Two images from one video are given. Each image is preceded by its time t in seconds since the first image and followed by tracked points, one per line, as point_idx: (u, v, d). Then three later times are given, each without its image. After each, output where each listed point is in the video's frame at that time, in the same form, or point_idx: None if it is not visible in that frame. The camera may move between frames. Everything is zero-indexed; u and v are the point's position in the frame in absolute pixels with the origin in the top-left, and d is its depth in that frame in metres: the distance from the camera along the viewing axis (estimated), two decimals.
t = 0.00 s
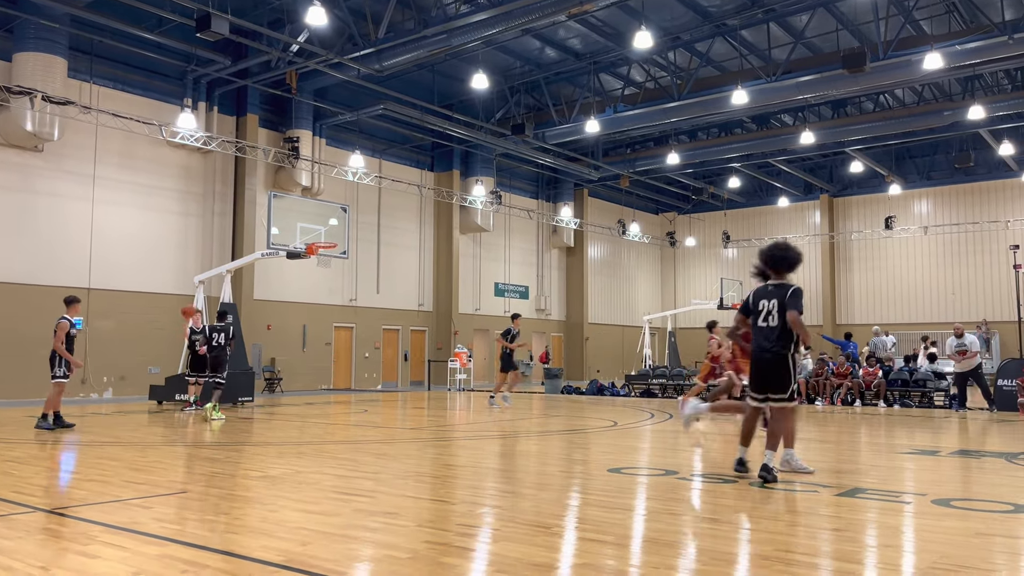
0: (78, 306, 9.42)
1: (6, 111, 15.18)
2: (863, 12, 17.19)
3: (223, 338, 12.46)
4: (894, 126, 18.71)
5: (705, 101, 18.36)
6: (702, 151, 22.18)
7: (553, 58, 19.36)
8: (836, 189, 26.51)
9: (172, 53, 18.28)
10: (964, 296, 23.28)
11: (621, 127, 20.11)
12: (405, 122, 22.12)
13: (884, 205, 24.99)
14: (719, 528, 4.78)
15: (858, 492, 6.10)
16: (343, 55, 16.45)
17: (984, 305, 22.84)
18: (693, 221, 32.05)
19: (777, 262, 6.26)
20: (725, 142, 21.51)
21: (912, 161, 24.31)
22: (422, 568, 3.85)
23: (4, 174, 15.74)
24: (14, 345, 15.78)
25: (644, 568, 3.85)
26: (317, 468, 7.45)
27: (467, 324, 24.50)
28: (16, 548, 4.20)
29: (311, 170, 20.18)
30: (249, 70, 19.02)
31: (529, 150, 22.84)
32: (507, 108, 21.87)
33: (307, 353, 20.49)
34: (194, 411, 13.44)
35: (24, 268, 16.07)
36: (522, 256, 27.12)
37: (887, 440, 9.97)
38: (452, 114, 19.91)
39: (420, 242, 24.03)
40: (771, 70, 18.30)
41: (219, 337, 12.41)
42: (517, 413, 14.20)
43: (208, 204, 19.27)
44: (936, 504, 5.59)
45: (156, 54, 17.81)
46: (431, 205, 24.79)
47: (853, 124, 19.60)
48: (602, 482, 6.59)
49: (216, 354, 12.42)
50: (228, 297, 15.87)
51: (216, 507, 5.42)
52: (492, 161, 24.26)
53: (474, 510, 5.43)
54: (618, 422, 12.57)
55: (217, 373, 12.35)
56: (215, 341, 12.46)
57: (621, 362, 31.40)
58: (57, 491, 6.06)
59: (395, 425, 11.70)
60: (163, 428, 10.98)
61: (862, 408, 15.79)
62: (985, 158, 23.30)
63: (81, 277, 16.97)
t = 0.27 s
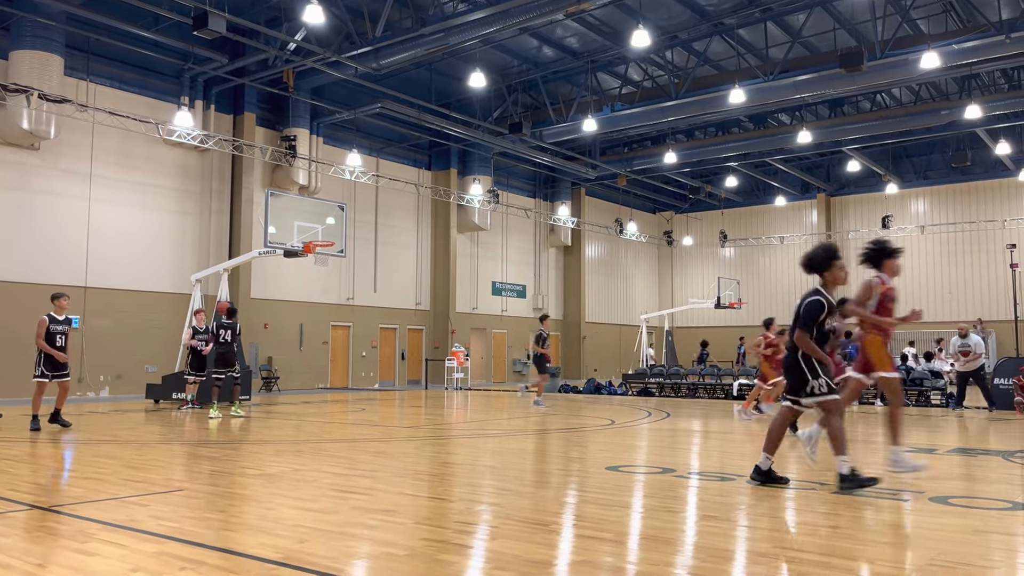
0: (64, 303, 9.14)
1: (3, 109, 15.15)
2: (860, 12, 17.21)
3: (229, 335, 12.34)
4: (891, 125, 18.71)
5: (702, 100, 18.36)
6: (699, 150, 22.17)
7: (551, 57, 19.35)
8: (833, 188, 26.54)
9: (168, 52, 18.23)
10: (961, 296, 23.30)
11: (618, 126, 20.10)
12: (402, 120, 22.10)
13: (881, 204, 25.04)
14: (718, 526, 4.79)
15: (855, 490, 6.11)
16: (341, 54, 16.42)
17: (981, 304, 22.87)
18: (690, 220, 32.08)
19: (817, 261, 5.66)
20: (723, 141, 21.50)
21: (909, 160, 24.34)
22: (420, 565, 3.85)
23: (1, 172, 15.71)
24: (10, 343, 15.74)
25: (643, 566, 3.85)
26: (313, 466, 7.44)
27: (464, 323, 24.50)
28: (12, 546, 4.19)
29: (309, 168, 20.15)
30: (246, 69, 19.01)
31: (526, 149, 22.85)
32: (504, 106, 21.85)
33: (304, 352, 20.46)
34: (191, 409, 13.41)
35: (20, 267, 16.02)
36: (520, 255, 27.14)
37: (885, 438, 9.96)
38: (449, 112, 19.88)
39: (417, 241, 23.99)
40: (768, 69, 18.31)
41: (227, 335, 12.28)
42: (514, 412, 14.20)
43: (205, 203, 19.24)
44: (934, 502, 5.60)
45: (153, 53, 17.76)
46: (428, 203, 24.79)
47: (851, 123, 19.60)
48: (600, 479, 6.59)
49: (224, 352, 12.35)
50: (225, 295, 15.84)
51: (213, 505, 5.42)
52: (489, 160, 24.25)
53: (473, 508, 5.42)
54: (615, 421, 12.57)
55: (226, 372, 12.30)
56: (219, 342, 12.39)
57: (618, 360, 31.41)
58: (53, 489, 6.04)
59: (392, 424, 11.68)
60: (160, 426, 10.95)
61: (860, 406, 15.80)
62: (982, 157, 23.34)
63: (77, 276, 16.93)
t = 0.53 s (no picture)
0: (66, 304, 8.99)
1: (2, 108, 15.15)
2: (859, 11, 17.22)
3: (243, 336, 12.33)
4: (890, 124, 18.71)
5: (701, 99, 18.37)
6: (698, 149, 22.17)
7: (550, 57, 19.36)
8: (832, 188, 26.56)
9: (168, 51, 18.22)
10: (959, 295, 23.31)
11: (618, 126, 20.11)
12: (401, 120, 22.11)
13: (880, 204, 25.07)
14: (718, 524, 4.80)
15: (855, 488, 6.12)
16: (340, 53, 16.41)
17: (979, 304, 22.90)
18: (689, 219, 32.11)
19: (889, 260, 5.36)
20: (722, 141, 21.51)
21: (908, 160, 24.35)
22: (420, 564, 3.85)
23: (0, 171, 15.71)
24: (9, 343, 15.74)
25: (642, 564, 3.85)
26: (313, 464, 7.45)
27: (463, 322, 24.51)
28: (12, 544, 4.19)
29: (308, 167, 20.15)
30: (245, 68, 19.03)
31: (525, 148, 22.87)
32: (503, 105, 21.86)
33: (303, 352, 20.48)
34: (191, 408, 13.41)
35: (19, 266, 16.01)
36: (519, 254, 27.16)
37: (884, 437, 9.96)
38: (448, 111, 19.88)
39: (416, 240, 24.00)
40: (768, 69, 18.31)
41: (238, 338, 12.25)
42: (513, 411, 14.21)
43: (204, 202, 19.24)
44: (933, 500, 5.61)
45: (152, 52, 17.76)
46: (427, 202, 24.81)
47: (850, 123, 19.62)
48: (600, 478, 6.60)
49: (237, 354, 12.36)
50: (224, 294, 15.84)
51: (213, 504, 5.42)
52: (488, 159, 24.26)
53: (473, 507, 5.43)
54: (615, 420, 12.58)
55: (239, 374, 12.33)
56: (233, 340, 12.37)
57: (617, 360, 31.42)
58: (52, 488, 6.05)
59: (392, 423, 11.67)
60: (159, 425, 10.96)
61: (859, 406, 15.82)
62: (980, 156, 23.36)
63: (76, 275, 16.93)
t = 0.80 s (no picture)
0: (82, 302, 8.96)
1: (1, 107, 15.13)
2: (858, 11, 17.22)
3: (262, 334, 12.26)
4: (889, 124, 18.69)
5: (700, 99, 18.37)
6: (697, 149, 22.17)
7: (550, 56, 19.36)
8: (832, 188, 26.58)
9: (167, 51, 18.20)
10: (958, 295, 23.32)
11: (617, 125, 20.11)
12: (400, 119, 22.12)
13: (879, 203, 25.09)
14: (717, 522, 4.80)
15: (854, 487, 6.13)
16: (340, 52, 16.39)
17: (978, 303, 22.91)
18: (689, 219, 32.12)
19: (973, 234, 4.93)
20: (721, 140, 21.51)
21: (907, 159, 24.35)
22: (420, 562, 3.85)
23: None
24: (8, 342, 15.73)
25: (641, 563, 3.85)
26: (313, 464, 7.45)
27: (463, 322, 24.51)
28: (11, 543, 4.19)
29: (307, 167, 20.14)
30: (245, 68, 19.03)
31: (525, 148, 22.87)
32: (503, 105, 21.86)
33: (303, 351, 20.49)
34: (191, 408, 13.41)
35: (18, 266, 15.99)
36: (518, 254, 27.16)
37: (884, 436, 9.95)
38: (448, 111, 19.87)
39: (415, 239, 24.00)
40: (767, 68, 18.31)
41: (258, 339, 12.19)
42: (512, 411, 14.21)
43: (204, 202, 19.23)
44: (933, 498, 5.61)
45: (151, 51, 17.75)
46: (426, 202, 24.82)
47: (849, 122, 19.62)
48: (599, 477, 6.60)
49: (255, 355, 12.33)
50: (224, 294, 15.84)
51: (212, 503, 5.42)
52: (488, 159, 24.26)
53: (472, 505, 5.43)
54: (614, 419, 12.58)
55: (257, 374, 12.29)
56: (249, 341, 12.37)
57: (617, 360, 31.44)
58: (52, 486, 6.05)
59: (391, 423, 11.66)
60: (158, 425, 10.95)
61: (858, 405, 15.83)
62: (979, 156, 23.37)
63: (76, 274, 16.91)
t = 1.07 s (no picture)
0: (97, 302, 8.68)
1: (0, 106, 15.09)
2: (858, 10, 17.21)
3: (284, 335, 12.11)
4: (890, 123, 18.68)
5: (700, 98, 18.36)
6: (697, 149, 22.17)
7: (550, 56, 19.36)
8: (831, 187, 26.58)
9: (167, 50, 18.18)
10: (958, 294, 23.29)
11: (617, 125, 20.09)
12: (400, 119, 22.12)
13: (879, 203, 25.10)
14: (717, 521, 4.79)
15: (854, 485, 6.12)
16: (340, 52, 16.36)
17: (977, 303, 22.91)
18: (689, 219, 32.12)
19: None
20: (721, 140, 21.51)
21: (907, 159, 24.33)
22: (419, 561, 3.83)
23: None
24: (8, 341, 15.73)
25: (641, 561, 3.83)
26: (312, 462, 7.44)
27: (463, 322, 24.48)
28: (9, 541, 4.18)
29: (306, 166, 20.12)
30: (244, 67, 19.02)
31: (525, 147, 22.85)
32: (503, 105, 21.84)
33: (302, 351, 20.48)
34: (190, 408, 13.40)
35: (17, 265, 15.97)
36: (518, 254, 27.15)
37: (885, 435, 9.93)
38: (447, 110, 19.86)
39: (415, 239, 23.99)
40: (767, 67, 18.29)
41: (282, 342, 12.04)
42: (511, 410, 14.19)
43: (203, 201, 19.22)
44: (933, 497, 5.60)
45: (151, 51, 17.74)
46: (426, 201, 24.81)
47: (849, 122, 19.61)
48: (599, 476, 6.58)
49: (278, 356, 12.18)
50: (223, 293, 15.83)
51: (211, 501, 5.41)
52: (487, 159, 24.24)
53: (472, 504, 5.41)
54: (613, 419, 12.56)
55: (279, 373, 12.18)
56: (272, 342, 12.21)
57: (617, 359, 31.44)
58: (52, 485, 6.04)
59: (391, 422, 11.65)
60: (158, 424, 10.94)
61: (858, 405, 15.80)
62: (979, 156, 23.37)
63: (75, 274, 16.89)
